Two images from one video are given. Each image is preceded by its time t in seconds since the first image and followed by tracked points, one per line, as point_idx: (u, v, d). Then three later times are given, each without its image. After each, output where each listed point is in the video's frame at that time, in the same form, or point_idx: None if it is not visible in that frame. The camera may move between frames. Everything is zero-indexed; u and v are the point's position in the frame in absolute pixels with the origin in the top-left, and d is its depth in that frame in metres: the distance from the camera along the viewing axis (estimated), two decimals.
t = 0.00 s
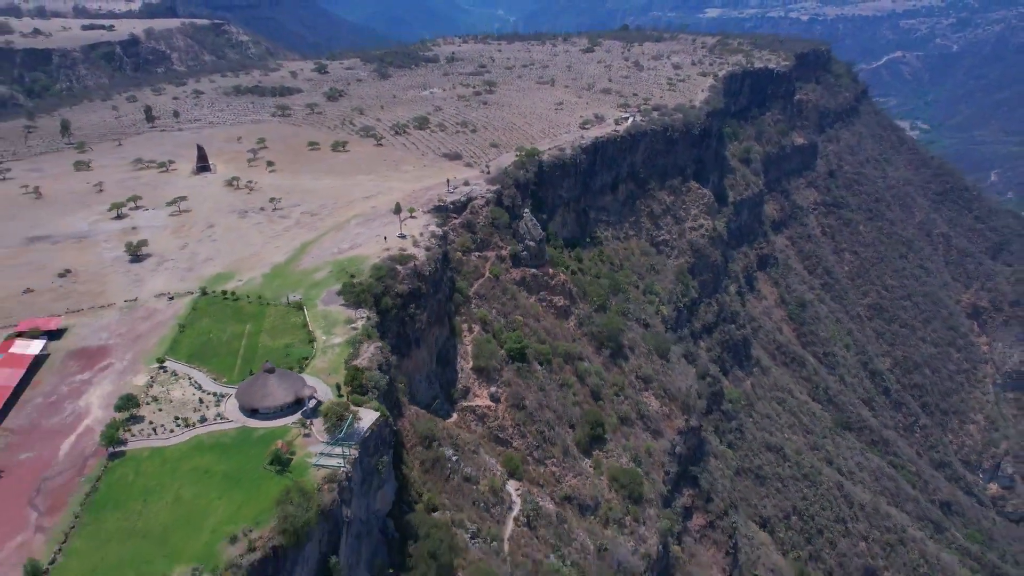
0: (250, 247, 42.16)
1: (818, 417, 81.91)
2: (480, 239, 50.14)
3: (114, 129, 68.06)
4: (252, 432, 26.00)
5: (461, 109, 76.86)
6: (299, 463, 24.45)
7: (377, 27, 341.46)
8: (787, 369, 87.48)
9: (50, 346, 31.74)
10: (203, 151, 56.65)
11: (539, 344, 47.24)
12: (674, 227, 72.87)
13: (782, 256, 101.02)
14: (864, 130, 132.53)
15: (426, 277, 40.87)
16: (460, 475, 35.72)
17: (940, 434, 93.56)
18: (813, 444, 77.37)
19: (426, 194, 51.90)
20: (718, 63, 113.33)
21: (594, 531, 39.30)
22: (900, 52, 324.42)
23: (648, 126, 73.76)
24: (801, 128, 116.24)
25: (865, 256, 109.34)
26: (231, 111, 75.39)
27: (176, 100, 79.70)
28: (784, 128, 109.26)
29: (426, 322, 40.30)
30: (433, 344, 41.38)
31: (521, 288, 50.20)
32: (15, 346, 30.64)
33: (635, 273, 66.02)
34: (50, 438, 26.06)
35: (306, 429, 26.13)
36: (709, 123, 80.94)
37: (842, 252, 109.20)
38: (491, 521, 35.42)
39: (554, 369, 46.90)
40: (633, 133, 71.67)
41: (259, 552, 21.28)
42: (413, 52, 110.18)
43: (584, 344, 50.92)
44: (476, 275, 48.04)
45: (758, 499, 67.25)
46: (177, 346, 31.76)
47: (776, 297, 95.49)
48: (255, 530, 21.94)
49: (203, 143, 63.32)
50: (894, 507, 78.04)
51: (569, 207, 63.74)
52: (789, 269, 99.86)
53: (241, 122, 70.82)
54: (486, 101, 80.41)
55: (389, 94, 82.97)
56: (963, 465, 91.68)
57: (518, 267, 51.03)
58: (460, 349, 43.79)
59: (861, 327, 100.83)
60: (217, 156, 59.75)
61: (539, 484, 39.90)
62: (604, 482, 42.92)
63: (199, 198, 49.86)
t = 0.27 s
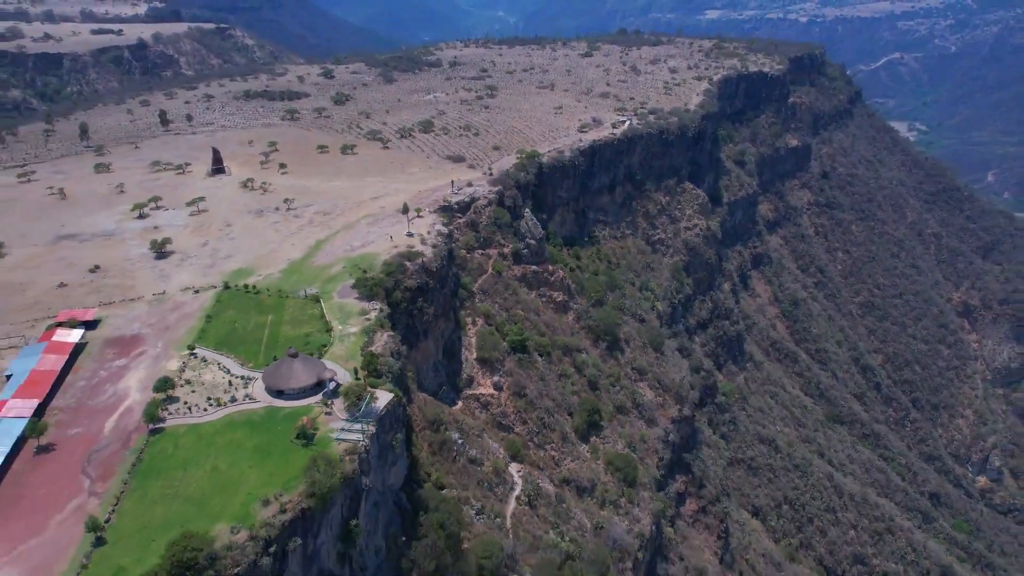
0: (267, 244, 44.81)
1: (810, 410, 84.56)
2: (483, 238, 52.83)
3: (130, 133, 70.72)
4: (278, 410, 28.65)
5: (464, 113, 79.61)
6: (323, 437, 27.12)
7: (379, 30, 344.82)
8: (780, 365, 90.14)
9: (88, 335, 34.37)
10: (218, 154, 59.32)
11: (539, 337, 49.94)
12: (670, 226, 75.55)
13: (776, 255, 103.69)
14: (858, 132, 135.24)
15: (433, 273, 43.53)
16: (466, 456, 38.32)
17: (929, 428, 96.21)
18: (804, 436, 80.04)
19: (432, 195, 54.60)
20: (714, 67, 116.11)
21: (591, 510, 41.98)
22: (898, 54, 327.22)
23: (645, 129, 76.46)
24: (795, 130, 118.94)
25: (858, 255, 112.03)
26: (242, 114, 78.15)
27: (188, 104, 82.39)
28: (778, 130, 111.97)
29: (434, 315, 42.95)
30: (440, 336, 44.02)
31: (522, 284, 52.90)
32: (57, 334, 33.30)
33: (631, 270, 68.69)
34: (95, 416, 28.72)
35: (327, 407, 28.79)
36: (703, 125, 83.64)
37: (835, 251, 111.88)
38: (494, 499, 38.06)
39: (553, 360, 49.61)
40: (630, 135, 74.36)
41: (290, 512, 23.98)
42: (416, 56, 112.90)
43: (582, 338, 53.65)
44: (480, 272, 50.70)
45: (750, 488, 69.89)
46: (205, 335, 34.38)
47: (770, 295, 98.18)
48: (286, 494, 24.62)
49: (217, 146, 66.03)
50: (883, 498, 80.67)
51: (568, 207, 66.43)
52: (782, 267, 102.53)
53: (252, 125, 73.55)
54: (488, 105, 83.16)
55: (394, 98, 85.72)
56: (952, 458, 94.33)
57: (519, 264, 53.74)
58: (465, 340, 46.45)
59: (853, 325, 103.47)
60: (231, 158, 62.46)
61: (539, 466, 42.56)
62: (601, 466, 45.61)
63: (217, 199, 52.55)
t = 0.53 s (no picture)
0: (281, 242, 47.15)
1: (802, 405, 86.93)
2: (485, 236, 55.22)
3: (143, 135, 73.06)
4: (299, 393, 31.02)
5: (466, 115, 81.99)
6: (341, 417, 29.52)
7: (379, 31, 347.29)
8: (774, 361, 92.53)
9: (117, 325, 36.73)
10: (231, 156, 61.67)
11: (538, 331, 52.34)
12: (666, 225, 77.93)
13: (771, 254, 106.05)
14: (852, 133, 137.62)
15: (439, 269, 45.92)
16: (470, 440, 40.69)
17: (921, 423, 98.51)
18: (796, 429, 82.39)
19: (436, 195, 56.99)
20: (710, 70, 118.55)
21: (589, 493, 44.33)
22: (896, 55, 329.34)
23: (641, 131, 78.85)
24: (791, 131, 121.34)
25: (851, 254, 114.36)
26: (250, 116, 80.54)
27: (198, 107, 84.70)
28: (773, 132, 114.40)
29: (440, 308, 45.32)
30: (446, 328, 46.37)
31: (522, 281, 55.30)
32: (89, 325, 35.62)
33: (629, 268, 71.02)
34: (130, 398, 31.10)
35: (344, 391, 31.18)
36: (699, 127, 86.02)
37: (829, 250, 114.27)
38: (497, 481, 40.41)
39: (552, 352, 52.00)
40: (627, 137, 76.75)
41: (313, 483, 26.41)
42: (418, 59, 115.20)
43: (580, 332, 56.07)
44: (482, 269, 53.07)
45: (744, 479, 72.24)
46: (227, 325, 36.75)
47: (765, 292, 100.59)
48: (308, 467, 27.04)
49: (228, 147, 68.38)
50: (874, 489, 83.00)
51: (567, 207, 68.81)
52: (777, 266, 104.91)
53: (260, 127, 75.94)
54: (489, 107, 85.57)
55: (398, 101, 88.10)
56: (942, 452, 96.66)
57: (520, 261, 56.13)
58: (469, 333, 48.83)
59: (847, 322, 105.82)
60: (242, 160, 64.85)
61: (540, 452, 44.90)
62: (598, 452, 47.99)
63: (231, 198, 54.92)
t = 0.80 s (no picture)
0: (297, 238, 50.35)
1: (793, 397, 90.13)
2: (488, 234, 58.43)
3: (159, 137, 76.28)
4: (321, 374, 34.22)
5: (469, 118, 85.23)
6: (360, 395, 32.73)
7: (381, 32, 350.57)
8: (766, 355, 95.74)
9: (150, 315, 39.91)
10: (246, 158, 64.89)
11: (538, 323, 55.56)
12: (661, 224, 81.09)
13: (764, 252, 109.27)
14: (845, 135, 140.81)
15: (445, 264, 49.12)
16: (474, 422, 43.90)
17: (909, 416, 101.58)
18: (787, 421, 85.55)
19: (441, 195, 60.20)
20: (706, 73, 121.81)
21: (585, 473, 47.52)
22: (894, 56, 332.32)
23: (637, 134, 82.00)
24: (784, 133, 124.57)
25: (843, 253, 117.58)
26: (261, 119, 83.78)
27: (210, 110, 87.90)
28: (767, 134, 117.65)
29: (446, 301, 48.51)
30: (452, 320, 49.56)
31: (522, 276, 58.53)
32: (126, 314, 38.82)
33: (625, 264, 74.16)
34: (167, 378, 34.30)
35: (362, 372, 34.39)
36: (693, 130, 89.22)
37: (821, 249, 117.47)
38: (500, 460, 43.57)
39: (551, 343, 55.20)
40: (623, 140, 79.92)
41: (336, 451, 29.66)
42: (421, 63, 118.35)
43: (577, 325, 59.29)
44: (485, 264, 56.23)
45: (735, 467, 75.44)
46: (251, 314, 39.94)
47: (757, 289, 103.84)
48: (332, 438, 30.24)
49: (242, 149, 71.60)
50: (862, 478, 86.14)
51: (566, 206, 72.01)
52: (769, 264, 108.16)
53: (271, 130, 79.16)
54: (491, 111, 88.81)
55: (403, 104, 91.32)
56: (930, 444, 99.76)
57: (521, 258, 59.35)
58: (473, 325, 52.02)
59: (838, 318, 108.96)
60: (256, 161, 68.09)
61: (539, 435, 48.07)
62: (594, 436, 51.16)
63: (247, 198, 58.13)
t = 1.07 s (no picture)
0: (309, 237, 53.21)
1: (785, 392, 93.01)
2: (490, 233, 61.29)
3: (173, 139, 79.11)
4: (337, 360, 37.11)
5: (471, 121, 88.10)
6: (374, 379, 35.66)
7: (383, 33, 353.49)
8: (759, 351, 98.73)
9: (176, 307, 42.76)
10: (257, 159, 67.74)
11: (537, 317, 58.44)
12: (657, 223, 83.92)
13: (758, 250, 112.19)
14: (839, 136, 143.70)
15: (449, 260, 52.00)
16: (477, 408, 46.82)
17: (899, 410, 104.37)
18: (778, 414, 88.41)
19: (445, 196, 63.10)
20: (702, 76, 124.77)
21: (582, 458, 50.41)
22: (892, 56, 334.88)
23: (634, 136, 84.82)
24: (779, 134, 127.44)
25: (835, 251, 120.39)
26: (270, 121, 86.63)
27: (220, 112, 90.79)
28: (761, 135, 120.60)
29: (452, 296, 51.34)
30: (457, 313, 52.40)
31: (522, 273, 61.48)
32: (154, 305, 41.64)
33: (622, 262, 76.94)
34: (196, 364, 37.16)
35: (375, 359, 37.28)
36: (688, 132, 92.10)
37: (814, 247, 120.38)
38: (502, 444, 46.38)
39: (550, 337, 58.07)
40: (620, 142, 82.78)
41: (353, 429, 32.56)
42: (424, 66, 121.19)
43: (575, 319, 62.19)
44: (487, 261, 59.08)
45: (728, 458, 78.37)
46: (270, 306, 42.79)
47: (751, 287, 106.82)
48: (350, 417, 33.16)
49: (253, 151, 74.41)
50: (852, 470, 88.95)
51: (564, 206, 74.89)
52: (763, 262, 111.08)
53: (280, 132, 82.00)
54: (492, 113, 91.70)
55: (407, 107, 94.18)
56: (919, 438, 102.57)
57: (521, 256, 62.27)
58: (476, 318, 54.85)
59: (830, 315, 111.82)
60: (267, 162, 70.97)
61: (539, 422, 50.86)
62: (591, 424, 54.03)
63: (260, 198, 60.92)
